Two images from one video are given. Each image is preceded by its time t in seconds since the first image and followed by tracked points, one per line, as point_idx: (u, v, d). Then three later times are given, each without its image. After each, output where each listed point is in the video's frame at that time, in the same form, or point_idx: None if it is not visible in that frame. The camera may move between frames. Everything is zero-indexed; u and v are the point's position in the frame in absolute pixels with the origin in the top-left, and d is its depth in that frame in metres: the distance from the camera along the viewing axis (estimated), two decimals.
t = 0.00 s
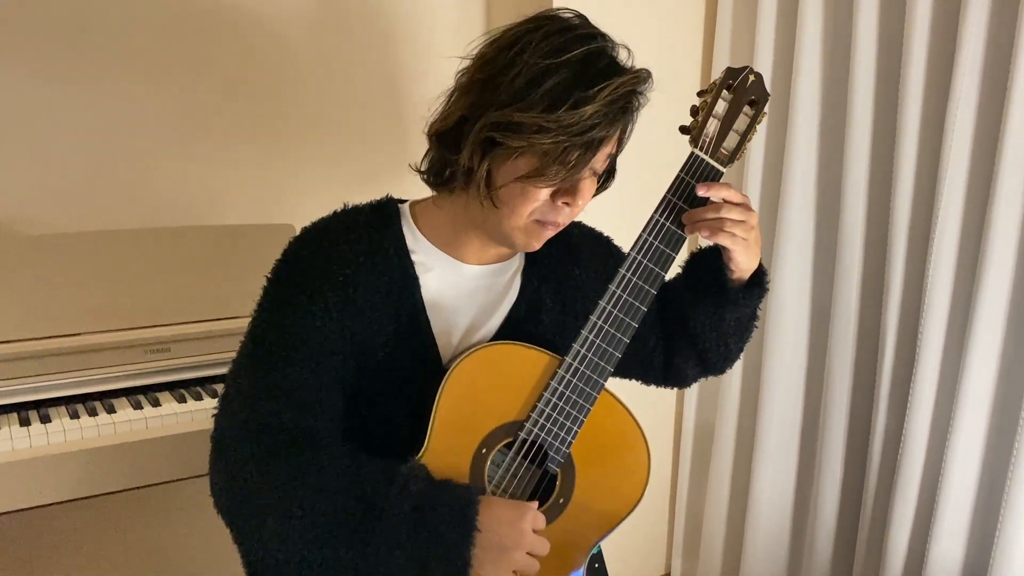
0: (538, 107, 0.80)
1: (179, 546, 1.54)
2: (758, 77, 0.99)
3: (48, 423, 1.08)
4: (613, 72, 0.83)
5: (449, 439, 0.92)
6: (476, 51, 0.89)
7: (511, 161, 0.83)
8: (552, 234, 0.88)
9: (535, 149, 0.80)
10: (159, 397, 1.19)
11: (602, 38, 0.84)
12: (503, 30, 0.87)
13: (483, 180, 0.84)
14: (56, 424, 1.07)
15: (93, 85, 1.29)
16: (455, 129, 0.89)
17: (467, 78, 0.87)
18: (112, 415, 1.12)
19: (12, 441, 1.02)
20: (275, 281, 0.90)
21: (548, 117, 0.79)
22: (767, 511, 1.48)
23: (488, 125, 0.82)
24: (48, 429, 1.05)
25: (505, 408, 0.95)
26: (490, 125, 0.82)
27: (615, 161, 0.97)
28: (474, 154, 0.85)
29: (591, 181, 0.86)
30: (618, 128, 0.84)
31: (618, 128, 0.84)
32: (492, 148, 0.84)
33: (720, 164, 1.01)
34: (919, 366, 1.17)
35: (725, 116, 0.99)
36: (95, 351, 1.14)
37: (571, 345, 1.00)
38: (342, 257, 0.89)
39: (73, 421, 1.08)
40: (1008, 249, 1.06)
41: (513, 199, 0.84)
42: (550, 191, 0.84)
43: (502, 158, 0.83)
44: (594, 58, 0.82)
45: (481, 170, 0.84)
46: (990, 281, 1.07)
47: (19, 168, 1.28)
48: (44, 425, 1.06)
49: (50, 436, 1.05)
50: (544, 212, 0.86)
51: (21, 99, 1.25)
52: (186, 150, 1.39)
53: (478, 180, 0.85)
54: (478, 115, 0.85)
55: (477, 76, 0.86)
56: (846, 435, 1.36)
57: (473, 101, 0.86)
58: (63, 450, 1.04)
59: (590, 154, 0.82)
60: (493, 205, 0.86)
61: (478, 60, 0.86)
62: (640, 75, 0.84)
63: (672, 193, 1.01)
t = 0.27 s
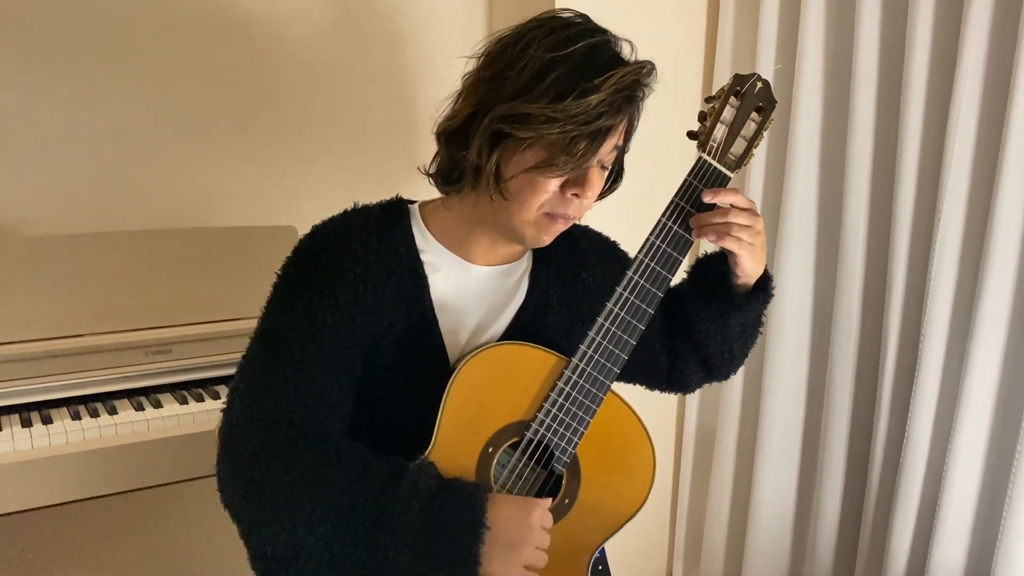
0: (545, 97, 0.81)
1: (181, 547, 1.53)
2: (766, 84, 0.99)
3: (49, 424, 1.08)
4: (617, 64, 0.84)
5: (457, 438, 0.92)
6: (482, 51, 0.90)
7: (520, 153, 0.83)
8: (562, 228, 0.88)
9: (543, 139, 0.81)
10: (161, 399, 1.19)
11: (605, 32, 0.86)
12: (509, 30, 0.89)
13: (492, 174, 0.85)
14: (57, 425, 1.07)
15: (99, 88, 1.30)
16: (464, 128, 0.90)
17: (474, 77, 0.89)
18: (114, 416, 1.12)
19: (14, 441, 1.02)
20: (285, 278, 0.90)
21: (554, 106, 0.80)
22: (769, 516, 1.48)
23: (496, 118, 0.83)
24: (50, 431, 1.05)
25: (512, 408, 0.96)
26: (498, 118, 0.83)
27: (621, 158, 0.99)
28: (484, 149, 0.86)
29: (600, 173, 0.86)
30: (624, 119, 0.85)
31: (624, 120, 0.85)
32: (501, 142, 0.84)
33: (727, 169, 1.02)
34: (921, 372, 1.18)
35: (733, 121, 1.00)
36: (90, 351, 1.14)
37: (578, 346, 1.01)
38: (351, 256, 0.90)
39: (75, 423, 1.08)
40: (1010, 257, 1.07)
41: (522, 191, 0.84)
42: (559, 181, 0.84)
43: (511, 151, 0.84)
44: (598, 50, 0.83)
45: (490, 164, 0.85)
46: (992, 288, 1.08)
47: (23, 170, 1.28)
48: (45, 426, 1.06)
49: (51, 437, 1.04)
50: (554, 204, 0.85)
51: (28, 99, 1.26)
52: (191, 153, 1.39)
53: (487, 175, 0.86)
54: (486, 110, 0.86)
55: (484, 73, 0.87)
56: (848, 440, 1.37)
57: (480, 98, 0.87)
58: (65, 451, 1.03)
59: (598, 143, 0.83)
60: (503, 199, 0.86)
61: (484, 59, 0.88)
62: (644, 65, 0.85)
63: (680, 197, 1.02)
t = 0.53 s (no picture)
0: (551, 99, 0.82)
1: (183, 547, 1.53)
2: (768, 89, 1.00)
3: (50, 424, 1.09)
4: (621, 67, 0.85)
5: (460, 439, 0.93)
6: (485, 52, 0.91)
7: (525, 154, 0.84)
8: (565, 228, 0.89)
9: (549, 141, 0.82)
10: (162, 400, 1.20)
11: (609, 35, 0.86)
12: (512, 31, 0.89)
13: (497, 174, 0.86)
14: (59, 426, 1.08)
15: (101, 90, 1.31)
16: (467, 128, 0.91)
17: (477, 77, 0.89)
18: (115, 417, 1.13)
19: (16, 442, 1.03)
20: (288, 279, 0.90)
21: (560, 108, 0.81)
22: (769, 518, 1.48)
23: (501, 118, 0.84)
24: (51, 432, 1.06)
25: (514, 408, 0.96)
26: (503, 119, 0.84)
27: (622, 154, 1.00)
28: (488, 149, 0.86)
29: (602, 174, 0.87)
30: (628, 122, 0.86)
31: (628, 123, 0.86)
32: (505, 142, 0.85)
33: (729, 172, 1.03)
34: (921, 375, 1.19)
35: (735, 126, 1.01)
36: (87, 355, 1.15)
37: (580, 348, 1.01)
38: (355, 257, 0.90)
39: (76, 424, 1.09)
40: (1009, 260, 1.08)
41: (527, 191, 0.85)
42: (563, 182, 0.85)
43: (516, 151, 0.84)
44: (602, 53, 0.84)
45: (494, 164, 0.85)
46: (992, 292, 1.09)
47: (25, 171, 1.28)
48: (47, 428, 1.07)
49: (53, 437, 1.05)
50: (557, 205, 0.86)
51: (31, 101, 1.27)
52: (192, 155, 1.40)
53: (491, 175, 0.86)
54: (490, 110, 0.86)
55: (488, 74, 0.87)
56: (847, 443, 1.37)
57: (484, 98, 0.87)
58: (67, 451, 1.04)
59: (602, 146, 0.83)
60: (506, 199, 0.87)
61: (488, 60, 0.88)
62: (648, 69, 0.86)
63: (682, 200, 1.03)
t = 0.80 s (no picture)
0: (544, 118, 0.82)
1: (183, 547, 1.54)
2: (763, 91, 1.01)
3: (50, 425, 1.09)
4: (619, 87, 0.85)
5: (456, 439, 0.93)
6: (488, 58, 0.90)
7: (515, 169, 0.84)
8: (551, 241, 0.90)
9: (538, 159, 0.82)
10: (161, 401, 1.20)
11: (612, 53, 0.86)
12: (516, 40, 0.88)
13: (486, 186, 0.86)
14: (58, 426, 1.08)
15: (100, 92, 1.31)
16: (462, 135, 0.90)
17: (477, 84, 0.89)
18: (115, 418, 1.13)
19: (16, 443, 1.03)
20: (284, 282, 0.90)
21: (553, 128, 0.81)
22: (768, 518, 1.48)
23: (494, 131, 0.84)
24: (51, 433, 1.06)
25: (510, 409, 0.97)
26: (496, 132, 0.84)
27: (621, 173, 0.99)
28: (480, 159, 0.86)
29: (593, 193, 0.87)
30: (622, 142, 0.86)
31: (622, 143, 0.86)
32: (497, 155, 0.85)
33: (724, 174, 1.03)
34: (918, 379, 1.19)
35: (730, 128, 1.01)
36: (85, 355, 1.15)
37: (576, 349, 1.01)
38: (350, 259, 0.90)
39: (76, 424, 1.09)
40: (1006, 265, 1.08)
41: (515, 205, 0.86)
42: (551, 200, 0.85)
43: (506, 166, 0.84)
44: (601, 72, 0.84)
45: (485, 176, 0.85)
46: (988, 297, 1.09)
47: (25, 173, 1.29)
48: (46, 428, 1.07)
49: (52, 438, 1.06)
50: (544, 220, 0.87)
51: (30, 104, 1.27)
52: (191, 156, 1.40)
53: (482, 185, 0.86)
54: (485, 121, 0.86)
55: (487, 83, 0.87)
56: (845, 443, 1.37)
57: (481, 108, 0.87)
58: (66, 451, 1.04)
59: (593, 167, 0.83)
60: (496, 212, 0.88)
61: (489, 68, 0.88)
62: (647, 91, 0.85)
63: (677, 202, 1.03)
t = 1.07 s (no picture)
0: (528, 115, 0.82)
1: (182, 546, 1.54)
2: (760, 88, 1.00)
3: (49, 425, 1.09)
4: (605, 81, 0.85)
5: (453, 440, 0.93)
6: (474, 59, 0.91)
7: (501, 168, 0.84)
8: (544, 240, 0.89)
9: (524, 156, 0.82)
10: (161, 400, 1.20)
11: (597, 47, 0.86)
12: (501, 38, 0.89)
13: (475, 186, 0.86)
14: (57, 426, 1.08)
15: (97, 93, 1.31)
16: (450, 136, 0.90)
17: (463, 85, 0.89)
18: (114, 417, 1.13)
19: (15, 442, 1.03)
20: (279, 285, 0.90)
21: (537, 124, 0.80)
22: (767, 516, 1.48)
23: (479, 130, 0.84)
24: (50, 432, 1.07)
25: (507, 410, 0.96)
26: (481, 131, 0.84)
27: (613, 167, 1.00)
28: (467, 159, 0.86)
29: (583, 189, 0.86)
30: (610, 138, 0.85)
31: (610, 138, 0.85)
32: (484, 154, 0.85)
33: (721, 172, 1.03)
34: (916, 380, 1.18)
35: (727, 125, 1.00)
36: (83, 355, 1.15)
37: (573, 348, 1.01)
38: (346, 260, 0.90)
39: (75, 424, 1.09)
40: (1004, 266, 1.07)
41: (503, 204, 0.85)
42: (540, 198, 0.84)
43: (493, 165, 0.84)
44: (585, 67, 0.83)
45: (472, 175, 0.85)
46: (986, 300, 1.09)
47: (23, 175, 1.29)
48: (46, 428, 1.07)
49: (51, 438, 1.06)
50: (534, 218, 0.86)
51: (26, 103, 1.27)
52: (189, 154, 1.40)
53: (470, 186, 0.86)
54: (471, 120, 0.86)
55: (472, 83, 0.87)
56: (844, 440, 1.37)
57: (466, 108, 0.87)
58: (65, 451, 1.05)
59: (580, 163, 0.83)
60: (485, 212, 0.87)
61: (474, 68, 0.88)
62: (633, 84, 0.85)
63: (674, 200, 1.02)
